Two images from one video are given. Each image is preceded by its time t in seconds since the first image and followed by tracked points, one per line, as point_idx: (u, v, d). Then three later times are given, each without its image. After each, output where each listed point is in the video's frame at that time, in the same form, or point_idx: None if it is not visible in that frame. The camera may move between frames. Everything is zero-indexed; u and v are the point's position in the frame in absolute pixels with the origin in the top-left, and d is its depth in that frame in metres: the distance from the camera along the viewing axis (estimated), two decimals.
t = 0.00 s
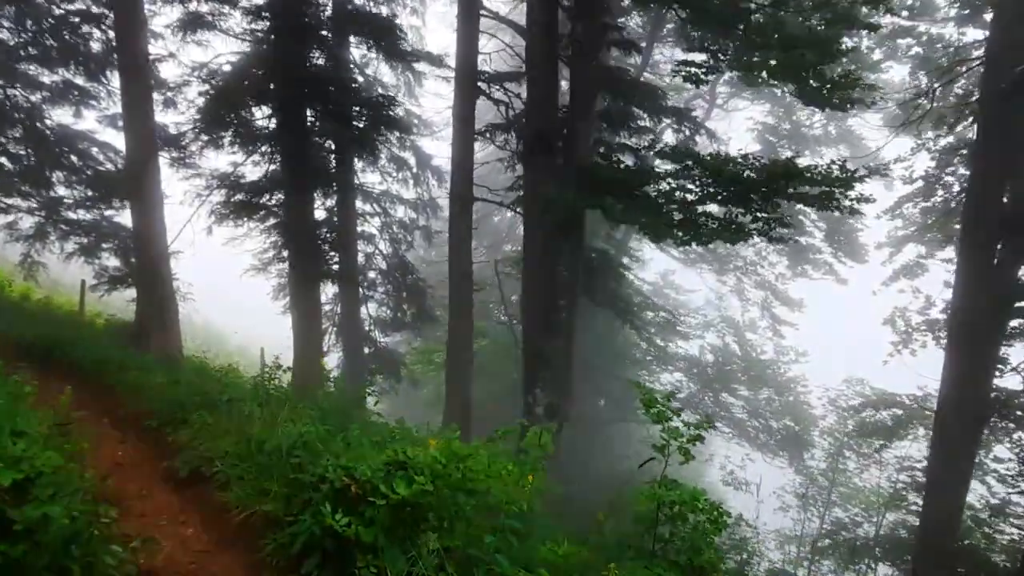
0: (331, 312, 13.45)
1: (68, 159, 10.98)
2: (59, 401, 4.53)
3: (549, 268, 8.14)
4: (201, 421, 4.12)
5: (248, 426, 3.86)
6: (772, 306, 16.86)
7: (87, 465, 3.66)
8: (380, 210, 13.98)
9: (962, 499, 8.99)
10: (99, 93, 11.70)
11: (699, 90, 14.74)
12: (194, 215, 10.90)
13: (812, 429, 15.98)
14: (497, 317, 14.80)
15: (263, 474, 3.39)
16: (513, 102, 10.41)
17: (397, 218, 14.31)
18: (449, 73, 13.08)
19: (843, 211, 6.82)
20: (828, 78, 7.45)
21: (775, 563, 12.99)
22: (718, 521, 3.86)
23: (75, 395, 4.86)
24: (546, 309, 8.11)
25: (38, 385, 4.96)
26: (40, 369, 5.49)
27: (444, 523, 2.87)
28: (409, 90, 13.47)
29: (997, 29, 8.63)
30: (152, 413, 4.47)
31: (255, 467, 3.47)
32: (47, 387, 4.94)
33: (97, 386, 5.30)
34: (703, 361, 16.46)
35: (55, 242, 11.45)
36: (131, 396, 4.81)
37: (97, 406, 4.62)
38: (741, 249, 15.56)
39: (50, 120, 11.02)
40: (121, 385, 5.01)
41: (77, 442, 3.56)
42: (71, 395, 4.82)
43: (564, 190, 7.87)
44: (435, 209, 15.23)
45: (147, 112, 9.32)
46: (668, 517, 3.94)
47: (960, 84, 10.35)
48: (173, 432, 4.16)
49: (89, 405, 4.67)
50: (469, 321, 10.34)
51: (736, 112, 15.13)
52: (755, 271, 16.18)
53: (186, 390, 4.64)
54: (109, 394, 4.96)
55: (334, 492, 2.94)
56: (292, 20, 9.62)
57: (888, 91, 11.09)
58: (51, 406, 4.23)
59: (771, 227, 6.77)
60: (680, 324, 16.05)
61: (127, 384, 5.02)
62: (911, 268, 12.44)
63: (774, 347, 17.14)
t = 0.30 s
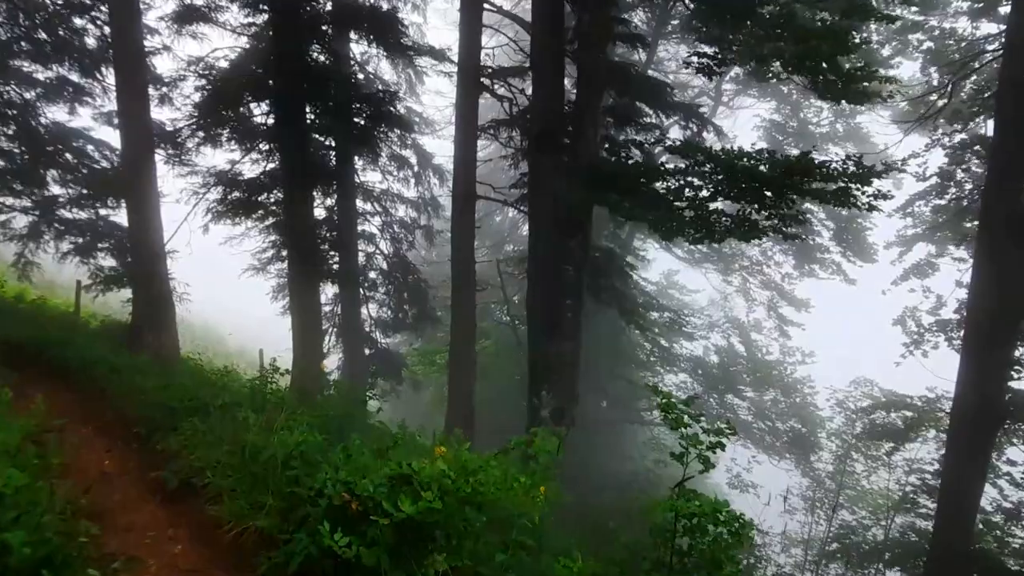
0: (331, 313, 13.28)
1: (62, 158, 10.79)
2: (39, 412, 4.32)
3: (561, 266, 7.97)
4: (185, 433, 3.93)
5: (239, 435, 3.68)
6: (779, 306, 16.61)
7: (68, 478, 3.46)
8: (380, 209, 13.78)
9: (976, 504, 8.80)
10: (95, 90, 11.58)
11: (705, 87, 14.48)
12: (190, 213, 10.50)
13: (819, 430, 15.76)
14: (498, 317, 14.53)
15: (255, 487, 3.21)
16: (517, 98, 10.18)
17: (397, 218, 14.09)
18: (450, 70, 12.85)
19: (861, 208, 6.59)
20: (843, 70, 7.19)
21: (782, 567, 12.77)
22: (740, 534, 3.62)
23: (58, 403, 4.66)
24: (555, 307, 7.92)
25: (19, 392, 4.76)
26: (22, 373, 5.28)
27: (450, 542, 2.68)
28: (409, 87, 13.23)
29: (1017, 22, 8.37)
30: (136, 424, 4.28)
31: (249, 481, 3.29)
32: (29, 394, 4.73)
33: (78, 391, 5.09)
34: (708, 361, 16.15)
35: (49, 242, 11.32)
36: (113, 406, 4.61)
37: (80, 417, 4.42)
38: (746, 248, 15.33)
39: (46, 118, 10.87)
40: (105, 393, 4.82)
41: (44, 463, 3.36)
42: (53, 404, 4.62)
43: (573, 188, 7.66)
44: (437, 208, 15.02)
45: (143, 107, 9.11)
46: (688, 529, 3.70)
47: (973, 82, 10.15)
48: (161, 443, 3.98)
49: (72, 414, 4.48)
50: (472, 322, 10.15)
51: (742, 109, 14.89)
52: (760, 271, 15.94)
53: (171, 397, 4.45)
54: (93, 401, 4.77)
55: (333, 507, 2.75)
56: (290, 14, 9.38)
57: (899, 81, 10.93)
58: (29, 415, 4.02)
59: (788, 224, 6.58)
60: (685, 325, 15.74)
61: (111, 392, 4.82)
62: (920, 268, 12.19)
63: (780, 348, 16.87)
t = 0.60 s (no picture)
0: (331, 317, 13.07)
1: (56, 159, 10.45)
2: (27, 438, 4.19)
3: (570, 271, 7.78)
4: (179, 457, 3.80)
5: (236, 460, 3.55)
6: (787, 309, 16.30)
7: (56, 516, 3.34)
8: (381, 211, 13.51)
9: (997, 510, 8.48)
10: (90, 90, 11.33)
11: (711, 87, 14.25)
12: (188, 215, 10.29)
13: (829, 437, 15.44)
14: (501, 322, 14.23)
15: (254, 519, 3.09)
16: (524, 97, 9.95)
17: (399, 221, 13.81)
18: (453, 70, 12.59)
19: (886, 210, 6.31)
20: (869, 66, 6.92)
21: None
22: (777, 560, 3.36)
23: (49, 423, 4.52)
24: (564, 312, 7.73)
25: (9, 412, 4.63)
26: (12, 386, 5.13)
27: None
28: (411, 87, 12.97)
29: None
30: (129, 448, 4.15)
31: (249, 512, 3.16)
32: (18, 413, 4.60)
33: (72, 403, 4.95)
34: (714, 367, 15.60)
35: (43, 245, 11.13)
36: (106, 425, 4.48)
37: (71, 441, 4.29)
38: (753, 250, 15.06)
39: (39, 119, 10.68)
40: (97, 410, 4.68)
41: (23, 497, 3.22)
42: (44, 424, 4.48)
43: (585, 189, 7.39)
44: (439, 211, 14.77)
45: (137, 107, 8.86)
46: (719, 554, 3.46)
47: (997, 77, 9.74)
48: (156, 467, 3.85)
49: (63, 438, 4.35)
50: (477, 327, 9.89)
51: (749, 110, 14.62)
52: (768, 274, 15.64)
53: (164, 414, 4.31)
54: (85, 420, 4.64)
55: (339, 547, 2.62)
56: (291, 10, 9.15)
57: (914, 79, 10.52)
58: (13, 442, 3.91)
59: (811, 225, 6.31)
60: (693, 330, 15.44)
61: (103, 409, 4.68)
62: (934, 271, 11.91)
63: (788, 352, 16.58)
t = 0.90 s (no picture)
0: (332, 325, 12.54)
1: (50, 159, 10.18)
2: (16, 449, 4.00)
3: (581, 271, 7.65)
4: (176, 474, 3.64)
5: (237, 476, 3.39)
6: (794, 312, 16.04)
7: (42, 534, 3.14)
8: (382, 213, 13.23)
9: None
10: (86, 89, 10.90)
11: (715, 87, 14.06)
12: (183, 215, 10.01)
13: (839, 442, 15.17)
14: (504, 324, 13.98)
15: (257, 537, 2.92)
16: (528, 95, 9.74)
17: (399, 223, 13.52)
18: (454, 68, 12.37)
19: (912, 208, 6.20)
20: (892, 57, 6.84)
21: None
22: None
23: (42, 432, 4.36)
24: (575, 313, 7.56)
25: (1, 421, 4.47)
26: (9, 392, 4.98)
27: None
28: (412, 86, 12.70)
29: None
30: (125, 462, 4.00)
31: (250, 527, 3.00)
32: (13, 421, 4.44)
33: (67, 411, 4.78)
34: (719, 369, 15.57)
35: (37, 247, 10.85)
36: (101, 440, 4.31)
37: (64, 452, 4.12)
38: (759, 252, 14.83)
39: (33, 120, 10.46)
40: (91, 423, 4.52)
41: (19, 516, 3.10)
42: (36, 434, 4.31)
43: (597, 185, 7.16)
44: (439, 213, 14.55)
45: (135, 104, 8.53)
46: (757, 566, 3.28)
47: (1021, 71, 9.30)
48: (152, 481, 3.68)
49: (55, 448, 4.18)
50: (482, 331, 9.62)
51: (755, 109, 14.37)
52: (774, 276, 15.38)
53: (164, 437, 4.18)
54: (80, 429, 4.48)
55: None
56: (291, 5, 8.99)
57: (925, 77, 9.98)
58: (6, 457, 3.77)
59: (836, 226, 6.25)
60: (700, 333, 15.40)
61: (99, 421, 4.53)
62: (947, 272, 11.70)
63: (794, 356, 16.36)
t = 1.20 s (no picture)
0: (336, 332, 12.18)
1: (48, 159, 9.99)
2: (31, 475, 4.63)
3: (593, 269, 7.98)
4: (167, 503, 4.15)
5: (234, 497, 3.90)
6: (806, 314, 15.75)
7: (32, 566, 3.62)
8: (386, 214, 12.96)
9: None
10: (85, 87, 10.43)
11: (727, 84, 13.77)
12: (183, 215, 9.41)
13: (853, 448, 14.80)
14: (509, 327, 13.68)
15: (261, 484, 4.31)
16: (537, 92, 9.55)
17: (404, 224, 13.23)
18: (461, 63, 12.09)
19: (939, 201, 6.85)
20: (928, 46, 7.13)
21: None
22: None
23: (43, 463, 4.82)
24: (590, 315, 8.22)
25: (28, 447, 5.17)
26: (9, 425, 5.45)
27: None
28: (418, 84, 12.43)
29: None
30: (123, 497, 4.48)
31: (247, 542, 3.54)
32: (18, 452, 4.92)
33: (64, 448, 5.24)
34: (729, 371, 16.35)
35: (34, 249, 10.71)
36: (99, 477, 4.79)
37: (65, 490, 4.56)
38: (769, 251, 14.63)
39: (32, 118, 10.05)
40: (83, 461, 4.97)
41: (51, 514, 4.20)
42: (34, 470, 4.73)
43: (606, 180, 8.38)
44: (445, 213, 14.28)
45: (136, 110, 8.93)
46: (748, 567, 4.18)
47: None
48: (151, 505, 4.16)
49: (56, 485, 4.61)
50: (490, 334, 9.39)
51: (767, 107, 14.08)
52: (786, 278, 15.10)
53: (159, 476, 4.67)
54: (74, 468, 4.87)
55: None
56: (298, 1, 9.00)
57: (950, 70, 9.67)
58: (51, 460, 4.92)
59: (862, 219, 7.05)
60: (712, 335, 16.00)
61: (98, 458, 5.01)
62: (967, 272, 11.35)
63: (806, 358, 14.73)
